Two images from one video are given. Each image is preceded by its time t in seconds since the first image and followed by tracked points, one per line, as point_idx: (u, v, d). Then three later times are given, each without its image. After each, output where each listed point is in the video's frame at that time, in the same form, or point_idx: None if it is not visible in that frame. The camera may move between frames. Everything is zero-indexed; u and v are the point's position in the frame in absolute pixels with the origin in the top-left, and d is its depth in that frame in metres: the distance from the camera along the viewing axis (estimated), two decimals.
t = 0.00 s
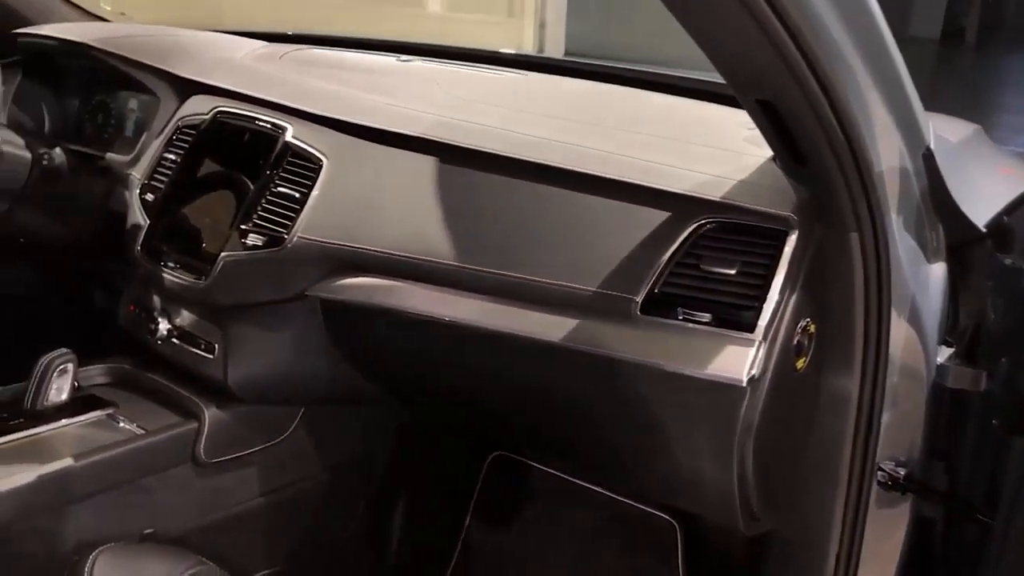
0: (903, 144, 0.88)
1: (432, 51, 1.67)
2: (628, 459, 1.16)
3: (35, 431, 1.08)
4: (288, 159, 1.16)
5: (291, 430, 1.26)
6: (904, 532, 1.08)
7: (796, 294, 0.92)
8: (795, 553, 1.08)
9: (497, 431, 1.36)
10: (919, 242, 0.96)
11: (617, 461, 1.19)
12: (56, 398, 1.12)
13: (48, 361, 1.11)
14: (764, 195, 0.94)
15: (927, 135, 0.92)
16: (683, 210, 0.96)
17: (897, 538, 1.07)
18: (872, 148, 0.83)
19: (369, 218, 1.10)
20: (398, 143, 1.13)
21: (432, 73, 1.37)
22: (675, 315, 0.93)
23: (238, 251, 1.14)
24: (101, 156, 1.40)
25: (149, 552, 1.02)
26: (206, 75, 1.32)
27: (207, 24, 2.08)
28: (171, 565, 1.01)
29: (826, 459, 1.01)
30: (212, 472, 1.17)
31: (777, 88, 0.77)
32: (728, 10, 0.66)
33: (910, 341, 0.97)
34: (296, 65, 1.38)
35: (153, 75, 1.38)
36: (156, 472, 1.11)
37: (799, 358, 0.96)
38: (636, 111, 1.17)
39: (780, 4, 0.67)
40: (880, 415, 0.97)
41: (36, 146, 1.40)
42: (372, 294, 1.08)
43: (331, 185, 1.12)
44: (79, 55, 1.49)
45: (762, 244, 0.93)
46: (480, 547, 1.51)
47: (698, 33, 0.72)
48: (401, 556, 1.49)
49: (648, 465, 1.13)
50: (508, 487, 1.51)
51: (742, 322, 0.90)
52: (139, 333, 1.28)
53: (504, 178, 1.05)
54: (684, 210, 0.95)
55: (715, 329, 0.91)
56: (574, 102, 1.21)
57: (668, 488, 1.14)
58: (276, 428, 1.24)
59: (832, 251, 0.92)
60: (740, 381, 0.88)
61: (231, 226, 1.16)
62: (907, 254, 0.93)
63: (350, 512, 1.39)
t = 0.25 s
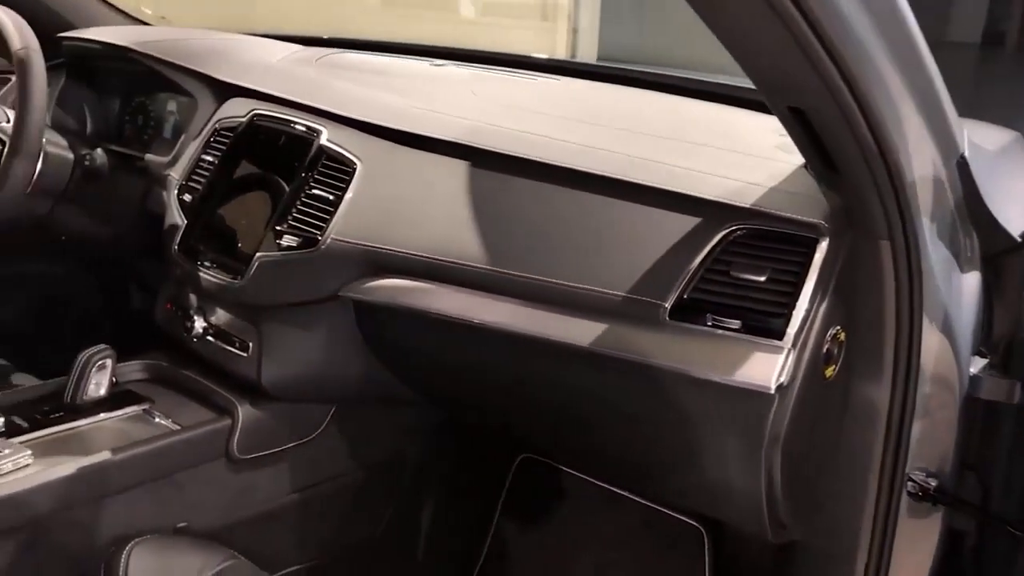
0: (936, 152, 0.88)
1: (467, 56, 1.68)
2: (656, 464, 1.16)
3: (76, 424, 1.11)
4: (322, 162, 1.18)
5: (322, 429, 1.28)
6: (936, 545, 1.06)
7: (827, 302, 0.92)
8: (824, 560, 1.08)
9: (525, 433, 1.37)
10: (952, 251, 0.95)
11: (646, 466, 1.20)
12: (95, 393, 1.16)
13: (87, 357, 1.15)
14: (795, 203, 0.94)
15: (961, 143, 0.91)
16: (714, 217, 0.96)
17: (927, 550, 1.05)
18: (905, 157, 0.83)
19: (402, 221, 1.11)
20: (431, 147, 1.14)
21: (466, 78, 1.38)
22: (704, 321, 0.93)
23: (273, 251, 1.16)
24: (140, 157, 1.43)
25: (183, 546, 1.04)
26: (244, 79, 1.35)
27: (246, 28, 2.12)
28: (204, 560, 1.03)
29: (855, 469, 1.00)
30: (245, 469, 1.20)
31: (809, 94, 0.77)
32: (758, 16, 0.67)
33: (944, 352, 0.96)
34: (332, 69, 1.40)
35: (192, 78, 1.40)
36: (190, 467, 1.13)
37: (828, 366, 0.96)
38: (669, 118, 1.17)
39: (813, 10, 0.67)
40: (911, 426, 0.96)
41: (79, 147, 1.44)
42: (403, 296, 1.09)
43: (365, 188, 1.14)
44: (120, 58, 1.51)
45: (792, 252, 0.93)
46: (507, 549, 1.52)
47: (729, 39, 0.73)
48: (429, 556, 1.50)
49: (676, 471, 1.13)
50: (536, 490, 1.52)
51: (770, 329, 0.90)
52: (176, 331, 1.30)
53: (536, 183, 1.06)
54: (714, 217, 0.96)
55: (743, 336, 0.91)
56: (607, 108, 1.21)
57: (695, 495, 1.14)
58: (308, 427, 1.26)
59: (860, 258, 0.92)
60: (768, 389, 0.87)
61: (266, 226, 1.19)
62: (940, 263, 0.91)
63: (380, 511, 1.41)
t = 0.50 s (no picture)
0: (970, 161, 0.87)
1: (501, 61, 1.70)
2: (682, 470, 1.16)
3: (114, 418, 1.14)
4: (355, 164, 1.19)
5: (352, 427, 1.30)
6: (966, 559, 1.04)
7: (856, 312, 0.92)
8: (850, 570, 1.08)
9: (552, 436, 1.38)
10: (986, 263, 0.94)
11: (672, 472, 1.20)
12: (133, 390, 1.19)
13: (124, 354, 1.18)
14: (825, 211, 0.93)
15: (997, 154, 0.90)
16: (743, 224, 0.96)
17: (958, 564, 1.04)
18: (937, 168, 0.82)
19: (433, 224, 1.12)
20: (462, 151, 1.15)
21: (499, 84, 1.40)
22: (731, 328, 0.94)
23: (307, 253, 1.18)
24: (180, 158, 1.46)
25: (215, 539, 1.06)
26: (281, 82, 1.37)
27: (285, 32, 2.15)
28: (235, 553, 1.05)
29: (884, 480, 1.00)
30: (277, 465, 1.22)
31: (838, 102, 0.77)
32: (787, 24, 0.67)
33: (975, 364, 0.95)
34: (368, 73, 1.42)
35: (231, 81, 1.43)
36: (223, 462, 1.16)
37: (856, 376, 0.96)
38: (699, 125, 1.18)
39: (842, 20, 0.67)
40: (941, 438, 0.95)
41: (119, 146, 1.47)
42: (432, 298, 1.10)
43: (397, 191, 1.15)
44: (160, 61, 1.54)
45: (820, 261, 0.92)
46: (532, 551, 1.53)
47: (757, 46, 0.73)
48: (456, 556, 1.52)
49: (701, 478, 1.14)
50: (563, 492, 1.52)
51: (797, 338, 0.90)
52: (211, 329, 1.33)
53: (566, 189, 1.07)
54: (743, 224, 0.96)
55: (770, 344, 0.91)
56: (638, 115, 1.22)
57: (721, 502, 1.14)
58: (338, 425, 1.28)
59: (891, 270, 0.92)
60: (793, 398, 0.87)
61: (301, 227, 1.21)
62: (973, 275, 0.91)
63: (408, 510, 1.42)
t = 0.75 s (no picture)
0: (996, 167, 0.84)
1: (523, 64, 1.70)
2: (699, 476, 1.16)
3: (137, 415, 1.16)
4: (377, 167, 1.20)
5: (371, 428, 1.31)
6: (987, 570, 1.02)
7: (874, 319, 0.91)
8: None
9: (570, 439, 1.38)
10: (1011, 272, 0.92)
11: (688, 477, 1.20)
12: (157, 387, 1.21)
13: (147, 352, 1.20)
14: (844, 218, 0.93)
15: None
16: (762, 230, 0.96)
17: None
18: (960, 174, 0.81)
19: (453, 227, 1.13)
20: (482, 154, 1.16)
21: (521, 87, 1.40)
22: (748, 335, 0.94)
23: (329, 254, 1.19)
24: (206, 159, 1.48)
25: (234, 537, 1.07)
26: (305, 84, 1.38)
27: (310, 35, 2.17)
28: (254, 550, 1.06)
29: (902, 489, 0.99)
30: (296, 464, 1.23)
31: (859, 110, 0.77)
32: (805, 28, 0.67)
33: (998, 374, 0.94)
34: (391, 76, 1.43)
35: (256, 84, 1.45)
36: (244, 460, 1.17)
37: (874, 382, 0.96)
38: (721, 130, 1.17)
39: (866, 34, 0.67)
40: (961, 447, 0.94)
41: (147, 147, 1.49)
42: (451, 301, 1.11)
43: (418, 194, 1.16)
44: (187, 64, 1.56)
45: (839, 269, 0.92)
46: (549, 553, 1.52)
47: (776, 51, 0.73)
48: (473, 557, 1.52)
49: (718, 484, 1.13)
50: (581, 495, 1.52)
51: (814, 344, 0.90)
52: (234, 328, 1.35)
53: (585, 193, 1.07)
54: (762, 229, 0.95)
55: (787, 351, 0.91)
56: (659, 120, 1.22)
57: (737, 508, 1.14)
58: (357, 425, 1.29)
59: (912, 276, 0.91)
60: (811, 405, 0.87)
61: (324, 229, 1.22)
62: (995, 283, 0.89)
63: (425, 510, 1.43)
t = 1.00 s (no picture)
0: None
1: (548, 67, 1.71)
2: (715, 480, 1.16)
3: (162, 410, 1.18)
4: (399, 169, 1.22)
5: (391, 426, 1.33)
6: None
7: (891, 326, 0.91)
8: None
9: (589, 441, 1.38)
10: None
11: (704, 481, 1.20)
12: (182, 382, 1.24)
13: (173, 349, 1.24)
14: (863, 224, 0.93)
15: None
16: (778, 236, 0.96)
17: None
18: (981, 180, 0.78)
19: (473, 229, 1.14)
20: (502, 157, 1.17)
21: (544, 91, 1.41)
22: (763, 340, 0.94)
23: (353, 255, 1.21)
24: (235, 159, 1.51)
25: (255, 532, 1.09)
26: (331, 87, 1.40)
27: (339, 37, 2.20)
28: (273, 545, 1.08)
29: (919, 496, 0.97)
30: (317, 461, 1.25)
31: (874, 114, 0.76)
32: (822, 37, 0.67)
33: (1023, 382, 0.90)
34: (416, 79, 1.45)
35: (284, 86, 1.47)
36: (265, 456, 1.19)
37: (891, 391, 0.97)
38: (741, 136, 1.17)
39: (887, 50, 0.67)
40: (981, 455, 0.91)
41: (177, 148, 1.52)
42: (471, 302, 1.13)
43: (439, 196, 1.18)
44: (216, 66, 1.59)
45: (855, 275, 0.92)
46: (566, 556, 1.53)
47: (792, 57, 0.73)
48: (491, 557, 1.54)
49: (733, 488, 1.14)
50: (599, 498, 1.53)
51: (830, 350, 0.90)
52: (258, 326, 1.37)
53: (603, 197, 1.08)
54: (779, 235, 0.96)
55: (803, 357, 0.91)
56: (680, 124, 1.22)
57: (752, 513, 1.14)
58: (377, 423, 1.31)
59: (932, 281, 0.89)
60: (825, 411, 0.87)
61: (347, 229, 1.24)
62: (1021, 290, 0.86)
63: (443, 509, 1.45)
